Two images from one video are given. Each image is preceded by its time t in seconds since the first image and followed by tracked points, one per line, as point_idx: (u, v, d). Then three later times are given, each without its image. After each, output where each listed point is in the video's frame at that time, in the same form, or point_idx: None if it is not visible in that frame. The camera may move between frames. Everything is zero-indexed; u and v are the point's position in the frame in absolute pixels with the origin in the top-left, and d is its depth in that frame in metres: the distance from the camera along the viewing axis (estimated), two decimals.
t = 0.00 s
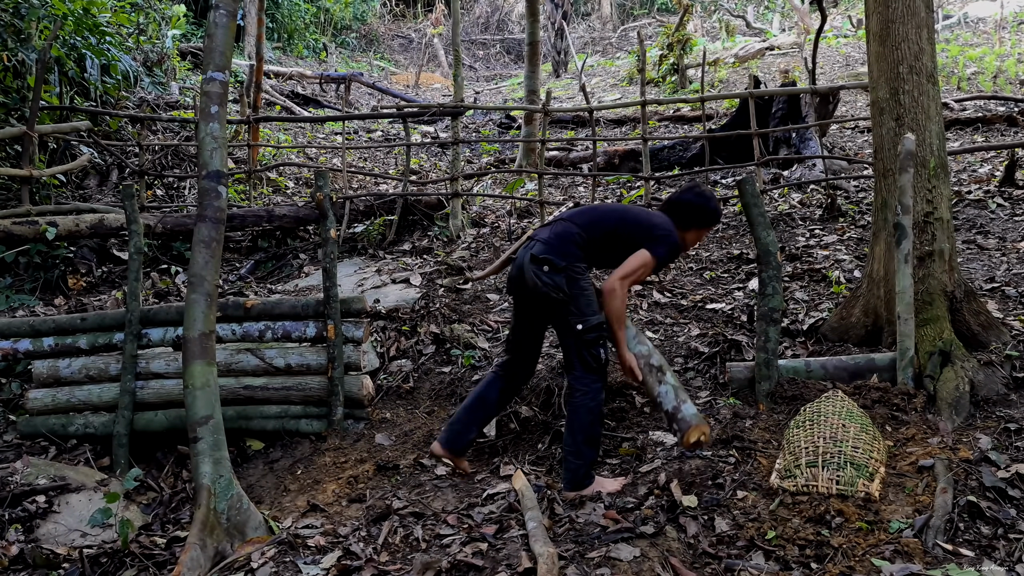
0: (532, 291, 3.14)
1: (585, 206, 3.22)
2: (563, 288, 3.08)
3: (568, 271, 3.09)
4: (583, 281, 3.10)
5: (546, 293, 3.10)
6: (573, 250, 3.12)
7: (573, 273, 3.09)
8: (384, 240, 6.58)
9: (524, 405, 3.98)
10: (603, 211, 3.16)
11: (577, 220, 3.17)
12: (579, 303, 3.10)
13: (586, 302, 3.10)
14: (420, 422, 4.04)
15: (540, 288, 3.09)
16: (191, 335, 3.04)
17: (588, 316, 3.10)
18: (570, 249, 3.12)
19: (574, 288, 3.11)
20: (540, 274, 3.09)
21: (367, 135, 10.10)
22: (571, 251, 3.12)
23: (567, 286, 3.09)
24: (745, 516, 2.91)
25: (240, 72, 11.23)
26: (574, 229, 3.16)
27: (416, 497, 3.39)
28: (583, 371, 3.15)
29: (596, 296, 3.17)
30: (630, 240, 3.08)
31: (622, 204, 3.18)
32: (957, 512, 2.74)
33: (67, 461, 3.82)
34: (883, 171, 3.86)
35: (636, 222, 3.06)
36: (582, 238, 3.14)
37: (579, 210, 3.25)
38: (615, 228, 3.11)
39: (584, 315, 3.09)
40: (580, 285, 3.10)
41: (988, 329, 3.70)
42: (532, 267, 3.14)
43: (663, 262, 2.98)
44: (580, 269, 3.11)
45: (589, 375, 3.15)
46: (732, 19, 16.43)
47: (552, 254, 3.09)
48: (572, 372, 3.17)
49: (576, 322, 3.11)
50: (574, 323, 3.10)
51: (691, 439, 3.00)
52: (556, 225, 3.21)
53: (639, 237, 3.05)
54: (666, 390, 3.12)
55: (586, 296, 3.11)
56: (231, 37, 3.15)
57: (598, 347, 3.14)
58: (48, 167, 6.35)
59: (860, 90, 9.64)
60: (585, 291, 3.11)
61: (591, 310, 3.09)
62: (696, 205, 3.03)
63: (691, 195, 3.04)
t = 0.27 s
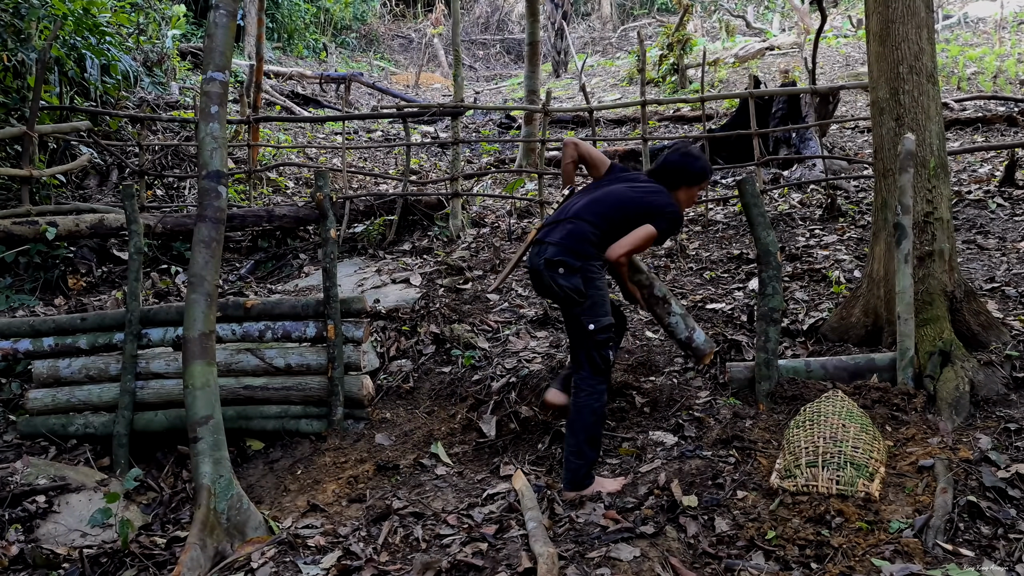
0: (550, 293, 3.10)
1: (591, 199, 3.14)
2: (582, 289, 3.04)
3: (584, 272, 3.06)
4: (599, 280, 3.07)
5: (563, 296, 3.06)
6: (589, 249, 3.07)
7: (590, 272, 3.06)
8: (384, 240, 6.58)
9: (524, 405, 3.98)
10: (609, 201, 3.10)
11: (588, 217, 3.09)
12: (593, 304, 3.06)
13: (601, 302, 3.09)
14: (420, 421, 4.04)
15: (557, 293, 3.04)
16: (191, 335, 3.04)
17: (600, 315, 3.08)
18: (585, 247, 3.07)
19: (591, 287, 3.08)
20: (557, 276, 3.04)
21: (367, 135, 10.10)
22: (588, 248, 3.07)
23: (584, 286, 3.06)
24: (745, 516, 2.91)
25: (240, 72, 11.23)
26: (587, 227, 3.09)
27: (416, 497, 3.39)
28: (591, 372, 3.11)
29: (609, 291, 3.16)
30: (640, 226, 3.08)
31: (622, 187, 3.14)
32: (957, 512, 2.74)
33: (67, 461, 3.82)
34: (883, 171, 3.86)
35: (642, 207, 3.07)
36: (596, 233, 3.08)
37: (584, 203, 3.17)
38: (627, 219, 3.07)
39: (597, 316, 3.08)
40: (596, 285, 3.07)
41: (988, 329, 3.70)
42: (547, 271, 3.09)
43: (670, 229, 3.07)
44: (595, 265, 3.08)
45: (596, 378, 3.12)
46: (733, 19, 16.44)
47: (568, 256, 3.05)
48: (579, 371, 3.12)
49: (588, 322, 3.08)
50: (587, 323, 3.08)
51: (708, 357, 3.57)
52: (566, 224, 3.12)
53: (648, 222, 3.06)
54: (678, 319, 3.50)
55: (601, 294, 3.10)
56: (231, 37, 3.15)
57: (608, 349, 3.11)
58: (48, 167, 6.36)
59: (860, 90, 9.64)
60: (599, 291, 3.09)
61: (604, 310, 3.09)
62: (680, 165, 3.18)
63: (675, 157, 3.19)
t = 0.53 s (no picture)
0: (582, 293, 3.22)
1: (621, 202, 3.24)
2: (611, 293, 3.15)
3: (614, 276, 3.18)
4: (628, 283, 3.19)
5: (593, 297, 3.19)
6: (621, 253, 3.18)
7: (620, 276, 3.18)
8: (384, 240, 6.58)
9: (524, 405, 3.98)
10: (640, 205, 3.20)
11: (620, 222, 3.20)
12: (620, 307, 3.17)
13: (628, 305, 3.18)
14: (420, 421, 4.04)
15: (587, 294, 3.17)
16: (191, 335, 3.04)
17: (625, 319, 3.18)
18: (617, 252, 3.18)
19: (619, 290, 3.20)
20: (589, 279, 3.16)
21: (367, 135, 10.10)
22: (619, 252, 3.19)
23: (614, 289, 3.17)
24: (744, 516, 2.91)
25: (240, 72, 11.23)
26: (619, 232, 3.20)
27: (416, 497, 3.40)
28: (605, 371, 3.20)
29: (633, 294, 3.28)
30: (665, 231, 3.23)
31: (649, 191, 3.26)
32: (957, 512, 2.74)
33: (66, 461, 3.82)
34: (883, 171, 3.86)
35: (670, 213, 3.20)
36: (628, 238, 3.21)
37: (614, 206, 3.27)
38: (655, 224, 3.21)
39: (621, 319, 3.17)
40: (624, 289, 3.19)
41: (988, 329, 3.70)
42: (579, 273, 3.22)
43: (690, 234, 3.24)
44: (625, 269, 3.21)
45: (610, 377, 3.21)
46: (732, 19, 16.44)
47: (599, 260, 3.17)
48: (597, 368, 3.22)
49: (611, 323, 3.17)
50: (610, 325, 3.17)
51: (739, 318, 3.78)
52: (598, 229, 3.22)
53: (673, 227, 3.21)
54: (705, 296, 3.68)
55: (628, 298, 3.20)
56: (231, 37, 3.15)
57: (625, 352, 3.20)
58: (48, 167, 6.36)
59: (860, 90, 9.64)
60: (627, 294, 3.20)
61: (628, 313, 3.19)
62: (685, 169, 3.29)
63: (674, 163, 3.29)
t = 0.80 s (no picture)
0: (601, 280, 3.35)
1: (643, 198, 3.38)
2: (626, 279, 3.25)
3: (630, 264, 3.28)
4: (643, 271, 3.28)
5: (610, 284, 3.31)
6: (638, 244, 3.30)
7: (635, 265, 3.27)
8: (384, 240, 6.58)
9: (524, 405, 3.98)
10: (660, 200, 3.33)
11: (639, 214, 3.33)
12: (637, 293, 3.25)
13: (645, 293, 3.26)
14: (420, 421, 4.04)
15: (604, 282, 3.31)
16: (191, 335, 3.04)
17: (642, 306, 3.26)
18: (636, 242, 3.30)
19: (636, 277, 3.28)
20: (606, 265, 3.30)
21: (367, 135, 10.10)
22: (638, 242, 3.30)
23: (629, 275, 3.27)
24: (744, 516, 2.91)
25: (240, 72, 11.23)
26: (638, 223, 3.33)
27: (416, 497, 3.40)
28: (623, 353, 3.29)
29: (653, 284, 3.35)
30: (685, 227, 3.32)
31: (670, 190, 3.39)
32: (957, 512, 2.74)
33: (66, 461, 3.82)
34: (883, 172, 3.86)
35: (689, 207, 3.29)
36: (647, 229, 3.32)
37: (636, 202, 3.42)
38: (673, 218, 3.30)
39: (638, 305, 3.25)
40: (640, 276, 3.27)
41: (988, 329, 3.70)
42: (598, 261, 3.36)
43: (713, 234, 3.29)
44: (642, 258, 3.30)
45: (627, 359, 3.29)
46: (732, 19, 16.44)
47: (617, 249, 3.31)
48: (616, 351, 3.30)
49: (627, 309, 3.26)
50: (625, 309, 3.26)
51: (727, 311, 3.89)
52: (618, 220, 3.37)
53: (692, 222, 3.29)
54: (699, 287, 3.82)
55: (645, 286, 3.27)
56: (231, 37, 3.15)
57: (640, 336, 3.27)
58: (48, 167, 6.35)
59: (860, 90, 9.64)
60: (644, 282, 3.27)
61: (645, 300, 3.26)
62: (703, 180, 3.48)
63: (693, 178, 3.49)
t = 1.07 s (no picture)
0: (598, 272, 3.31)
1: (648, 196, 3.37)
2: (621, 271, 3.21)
3: (627, 255, 3.23)
4: (639, 265, 3.23)
5: (606, 276, 3.27)
6: (639, 237, 3.26)
7: (632, 257, 3.22)
8: (384, 240, 6.57)
9: (524, 405, 3.98)
10: (665, 199, 3.33)
11: (643, 210, 3.32)
12: (632, 286, 3.19)
13: (640, 285, 3.20)
14: (420, 421, 4.04)
15: (600, 272, 3.26)
16: (191, 335, 3.03)
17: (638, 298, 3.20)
18: (636, 236, 3.27)
19: (631, 271, 3.23)
20: (603, 255, 3.26)
21: (367, 135, 10.10)
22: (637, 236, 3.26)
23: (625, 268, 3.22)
24: (744, 516, 2.91)
25: (240, 72, 11.23)
26: (640, 219, 3.30)
27: (416, 497, 3.40)
28: (622, 348, 3.23)
29: (649, 280, 3.29)
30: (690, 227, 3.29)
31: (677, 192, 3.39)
32: (957, 512, 2.74)
33: (66, 461, 3.82)
34: (883, 172, 3.86)
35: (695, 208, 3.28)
36: (648, 224, 3.30)
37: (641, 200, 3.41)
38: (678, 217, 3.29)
39: (633, 298, 3.19)
40: (635, 269, 3.22)
41: (988, 329, 3.70)
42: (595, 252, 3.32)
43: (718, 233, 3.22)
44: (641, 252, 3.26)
45: (626, 354, 3.23)
46: (732, 19, 16.44)
47: (617, 239, 3.26)
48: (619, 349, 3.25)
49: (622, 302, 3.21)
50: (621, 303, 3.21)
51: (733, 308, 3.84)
52: (621, 215, 3.34)
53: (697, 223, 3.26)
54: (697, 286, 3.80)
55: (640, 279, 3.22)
56: (231, 37, 3.15)
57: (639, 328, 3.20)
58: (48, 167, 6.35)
59: (860, 90, 9.64)
60: (640, 275, 3.22)
61: (640, 293, 3.19)
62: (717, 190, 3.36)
63: (708, 185, 3.39)
